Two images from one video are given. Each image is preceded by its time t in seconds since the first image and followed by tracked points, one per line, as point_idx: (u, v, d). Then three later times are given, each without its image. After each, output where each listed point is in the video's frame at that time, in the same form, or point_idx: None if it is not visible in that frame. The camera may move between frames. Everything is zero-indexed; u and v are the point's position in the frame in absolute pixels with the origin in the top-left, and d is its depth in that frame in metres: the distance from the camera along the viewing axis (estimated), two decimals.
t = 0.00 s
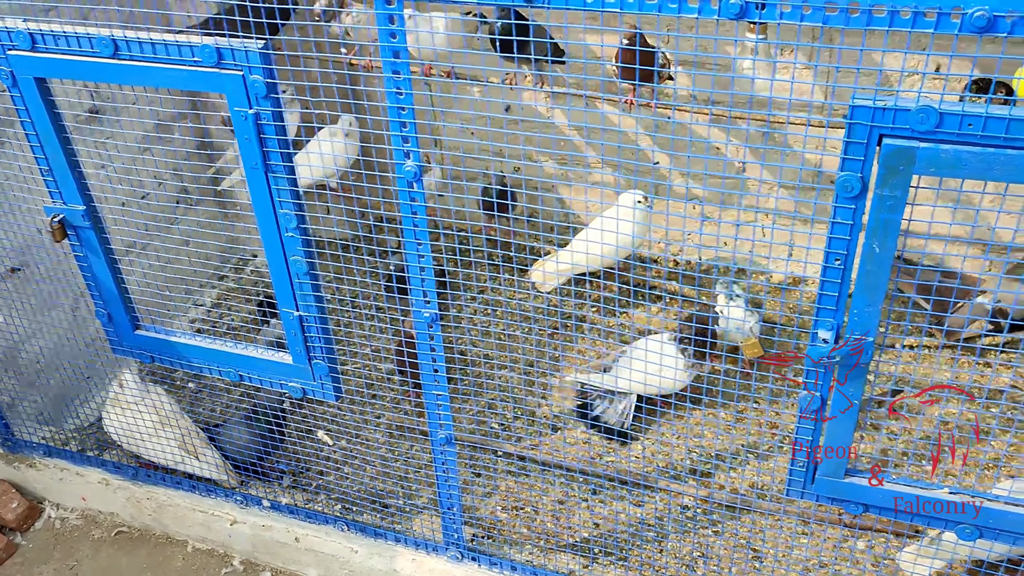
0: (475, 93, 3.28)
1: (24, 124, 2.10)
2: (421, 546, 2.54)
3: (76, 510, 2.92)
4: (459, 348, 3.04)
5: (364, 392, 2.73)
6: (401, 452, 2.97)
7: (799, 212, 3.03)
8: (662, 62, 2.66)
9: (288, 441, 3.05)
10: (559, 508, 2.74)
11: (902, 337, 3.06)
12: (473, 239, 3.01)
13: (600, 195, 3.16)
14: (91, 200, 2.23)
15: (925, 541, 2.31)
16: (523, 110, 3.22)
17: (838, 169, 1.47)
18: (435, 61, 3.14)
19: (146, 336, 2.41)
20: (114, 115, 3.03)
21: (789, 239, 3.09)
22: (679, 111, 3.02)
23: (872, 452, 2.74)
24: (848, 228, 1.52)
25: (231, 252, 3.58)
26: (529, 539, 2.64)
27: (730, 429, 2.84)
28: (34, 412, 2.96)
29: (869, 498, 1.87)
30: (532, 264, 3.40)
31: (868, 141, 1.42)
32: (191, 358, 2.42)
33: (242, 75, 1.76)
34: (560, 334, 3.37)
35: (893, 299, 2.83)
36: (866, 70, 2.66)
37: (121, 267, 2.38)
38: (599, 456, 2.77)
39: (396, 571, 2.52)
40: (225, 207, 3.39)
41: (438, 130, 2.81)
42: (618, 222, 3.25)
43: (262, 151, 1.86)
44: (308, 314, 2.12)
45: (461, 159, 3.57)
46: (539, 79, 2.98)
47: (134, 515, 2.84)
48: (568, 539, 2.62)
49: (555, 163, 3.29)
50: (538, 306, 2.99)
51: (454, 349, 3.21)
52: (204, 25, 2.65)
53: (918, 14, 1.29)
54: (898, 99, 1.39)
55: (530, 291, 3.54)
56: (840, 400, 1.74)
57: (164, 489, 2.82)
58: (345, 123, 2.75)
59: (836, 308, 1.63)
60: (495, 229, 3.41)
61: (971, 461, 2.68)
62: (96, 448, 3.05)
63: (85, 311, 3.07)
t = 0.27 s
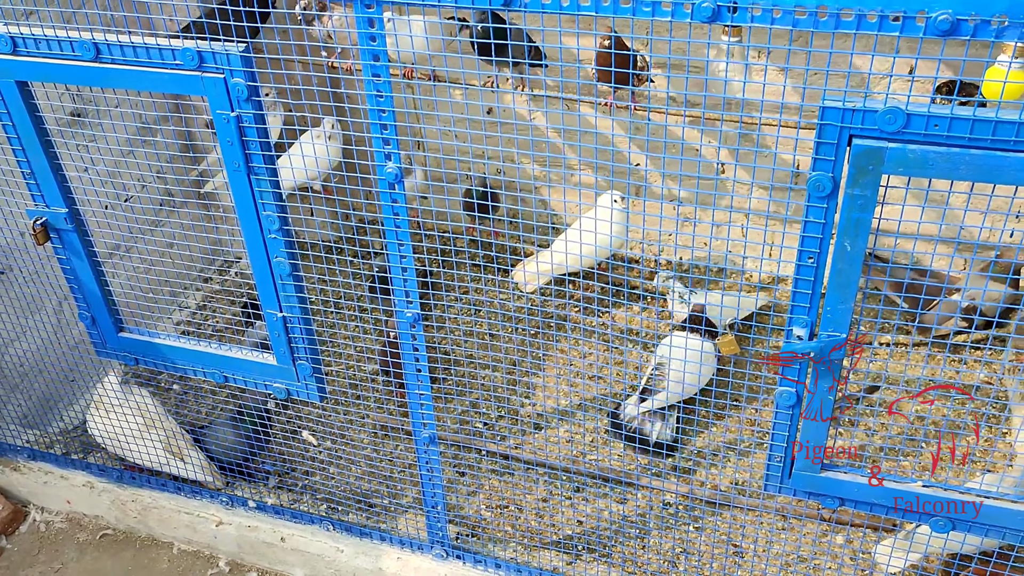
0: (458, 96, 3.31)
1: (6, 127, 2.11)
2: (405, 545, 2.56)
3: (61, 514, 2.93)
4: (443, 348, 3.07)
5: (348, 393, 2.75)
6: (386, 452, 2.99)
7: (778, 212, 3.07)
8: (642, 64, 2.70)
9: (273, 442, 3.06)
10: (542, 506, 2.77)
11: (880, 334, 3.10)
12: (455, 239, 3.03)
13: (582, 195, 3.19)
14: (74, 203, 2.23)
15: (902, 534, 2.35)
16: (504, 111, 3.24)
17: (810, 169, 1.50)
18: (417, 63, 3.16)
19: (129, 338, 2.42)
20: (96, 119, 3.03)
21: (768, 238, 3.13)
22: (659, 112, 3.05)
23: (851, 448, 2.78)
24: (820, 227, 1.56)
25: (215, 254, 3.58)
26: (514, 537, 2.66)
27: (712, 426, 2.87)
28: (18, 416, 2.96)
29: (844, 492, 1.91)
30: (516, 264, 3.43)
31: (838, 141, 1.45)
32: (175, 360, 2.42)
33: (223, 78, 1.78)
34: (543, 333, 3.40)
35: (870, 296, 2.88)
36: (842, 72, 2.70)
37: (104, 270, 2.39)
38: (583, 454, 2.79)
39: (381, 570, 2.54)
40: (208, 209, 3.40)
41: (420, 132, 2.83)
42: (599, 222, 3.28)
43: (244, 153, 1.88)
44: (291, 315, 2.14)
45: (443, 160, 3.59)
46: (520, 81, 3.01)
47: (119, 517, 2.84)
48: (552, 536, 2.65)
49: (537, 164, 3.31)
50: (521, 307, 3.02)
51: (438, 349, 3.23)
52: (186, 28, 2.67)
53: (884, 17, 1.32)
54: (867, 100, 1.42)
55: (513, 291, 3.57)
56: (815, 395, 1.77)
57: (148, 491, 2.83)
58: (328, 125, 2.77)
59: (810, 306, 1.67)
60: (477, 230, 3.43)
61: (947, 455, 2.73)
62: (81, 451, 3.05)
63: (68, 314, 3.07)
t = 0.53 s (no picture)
0: (454, 95, 3.31)
1: (4, 127, 2.10)
2: (406, 544, 2.56)
3: (58, 515, 2.91)
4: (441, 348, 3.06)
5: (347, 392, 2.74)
6: (384, 452, 2.99)
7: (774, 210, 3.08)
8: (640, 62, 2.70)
9: (271, 442, 3.05)
10: (542, 504, 2.77)
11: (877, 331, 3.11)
12: (452, 239, 3.03)
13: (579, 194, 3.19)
14: (72, 203, 2.22)
15: (902, 530, 2.36)
16: (500, 111, 3.24)
17: (814, 165, 1.51)
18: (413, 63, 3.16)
19: (128, 338, 2.40)
20: (91, 119, 3.02)
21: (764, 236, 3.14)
22: (655, 111, 3.06)
23: (849, 444, 2.79)
24: (824, 222, 1.56)
25: (211, 255, 3.57)
26: (514, 536, 2.66)
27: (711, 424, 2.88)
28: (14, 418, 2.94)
29: (847, 488, 1.92)
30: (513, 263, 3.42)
31: (842, 137, 1.46)
32: (174, 360, 2.41)
33: (225, 76, 1.77)
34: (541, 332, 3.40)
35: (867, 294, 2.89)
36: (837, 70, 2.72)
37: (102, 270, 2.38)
38: (582, 452, 2.79)
39: (382, 569, 2.53)
40: (204, 209, 3.39)
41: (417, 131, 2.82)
42: (596, 221, 3.28)
43: (245, 151, 1.88)
44: (292, 314, 2.13)
45: (439, 160, 3.59)
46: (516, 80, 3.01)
47: (117, 519, 2.83)
48: (552, 534, 2.65)
49: (533, 164, 3.32)
50: (519, 305, 3.02)
51: (436, 348, 3.23)
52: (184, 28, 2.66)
53: (889, 13, 1.33)
54: (871, 96, 1.43)
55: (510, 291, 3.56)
56: (818, 392, 1.78)
57: (146, 492, 2.81)
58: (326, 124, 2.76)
59: (813, 302, 1.67)
60: (473, 230, 3.43)
61: (944, 451, 2.74)
62: (77, 452, 3.03)
63: (64, 315, 3.05)
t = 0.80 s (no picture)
0: (452, 98, 3.32)
1: (6, 130, 2.10)
2: (408, 547, 2.56)
3: (57, 520, 2.90)
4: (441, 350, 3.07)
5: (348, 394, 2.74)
6: (385, 454, 2.99)
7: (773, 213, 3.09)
8: (639, 65, 2.72)
9: (272, 446, 3.05)
10: (543, 506, 2.77)
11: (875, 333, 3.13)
12: (452, 242, 3.03)
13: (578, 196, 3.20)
14: (74, 206, 2.22)
15: (904, 530, 2.36)
16: (499, 114, 3.25)
17: (818, 165, 1.52)
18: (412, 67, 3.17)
19: (130, 341, 2.40)
20: (91, 123, 3.02)
21: (763, 238, 3.15)
22: (654, 114, 3.07)
23: (849, 445, 2.79)
24: (828, 223, 1.58)
25: (210, 258, 3.57)
26: (516, 537, 2.66)
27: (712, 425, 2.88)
28: (13, 421, 2.93)
29: (850, 487, 1.93)
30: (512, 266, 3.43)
31: (847, 137, 1.48)
32: (175, 363, 2.41)
33: (229, 78, 1.78)
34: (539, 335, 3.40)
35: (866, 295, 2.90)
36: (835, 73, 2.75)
37: (104, 273, 2.38)
38: (583, 454, 2.80)
39: (384, 572, 2.53)
40: (203, 213, 3.39)
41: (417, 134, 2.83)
42: (595, 223, 3.29)
43: (249, 153, 1.88)
44: (295, 316, 2.14)
45: (437, 164, 3.59)
46: (515, 83, 3.02)
47: (117, 523, 2.82)
48: (555, 536, 2.65)
49: (532, 167, 3.32)
50: (518, 307, 3.03)
51: (436, 351, 3.23)
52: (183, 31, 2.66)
53: (894, 14, 1.34)
54: (875, 97, 1.45)
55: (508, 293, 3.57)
56: (821, 391, 1.79)
57: (147, 496, 2.80)
58: (325, 126, 2.77)
59: (817, 302, 1.69)
60: (473, 233, 3.43)
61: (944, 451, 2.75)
62: (77, 456, 3.02)
63: (63, 318, 3.05)
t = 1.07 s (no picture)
0: (442, 98, 3.31)
1: None
2: (400, 549, 2.54)
3: (47, 524, 2.88)
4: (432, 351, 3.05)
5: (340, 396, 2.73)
6: (377, 456, 2.97)
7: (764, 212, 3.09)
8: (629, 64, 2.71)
9: (263, 448, 3.03)
10: (536, 507, 2.76)
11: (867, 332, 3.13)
12: (443, 242, 3.02)
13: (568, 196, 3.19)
14: (61, 207, 2.20)
15: (897, 529, 2.36)
16: (490, 114, 3.24)
17: (811, 163, 1.53)
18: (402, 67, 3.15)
19: (119, 343, 2.39)
20: (79, 124, 3.00)
21: (754, 238, 3.14)
22: (644, 114, 3.07)
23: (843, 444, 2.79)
24: (820, 221, 1.58)
25: (200, 260, 3.55)
26: (508, 539, 2.65)
27: (705, 426, 2.87)
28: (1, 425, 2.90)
29: (844, 487, 1.92)
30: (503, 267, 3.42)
31: (838, 135, 1.48)
32: (165, 365, 2.40)
33: (217, 78, 1.76)
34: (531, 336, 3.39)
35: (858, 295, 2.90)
36: (825, 73, 2.75)
37: (92, 274, 2.36)
38: (576, 455, 2.79)
39: (376, 574, 2.52)
40: (193, 214, 3.37)
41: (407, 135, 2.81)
42: (586, 223, 3.28)
43: (238, 154, 1.86)
44: (285, 318, 2.12)
45: (428, 165, 3.58)
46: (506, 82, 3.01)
47: (106, 527, 2.80)
48: (547, 537, 2.64)
49: (523, 167, 3.31)
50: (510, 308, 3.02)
51: (427, 352, 3.22)
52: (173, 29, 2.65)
53: (884, 10, 1.34)
54: (866, 94, 1.45)
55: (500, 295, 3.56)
56: (813, 391, 1.78)
57: (137, 499, 2.78)
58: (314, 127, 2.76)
59: (809, 300, 1.69)
60: (464, 234, 3.42)
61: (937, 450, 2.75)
62: (66, 460, 3.00)
63: (52, 320, 3.02)
